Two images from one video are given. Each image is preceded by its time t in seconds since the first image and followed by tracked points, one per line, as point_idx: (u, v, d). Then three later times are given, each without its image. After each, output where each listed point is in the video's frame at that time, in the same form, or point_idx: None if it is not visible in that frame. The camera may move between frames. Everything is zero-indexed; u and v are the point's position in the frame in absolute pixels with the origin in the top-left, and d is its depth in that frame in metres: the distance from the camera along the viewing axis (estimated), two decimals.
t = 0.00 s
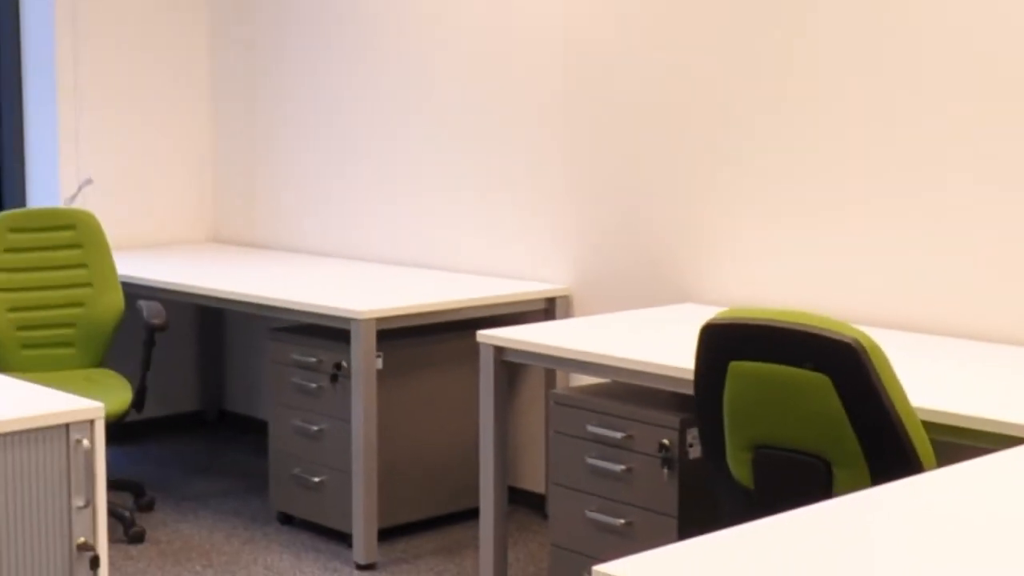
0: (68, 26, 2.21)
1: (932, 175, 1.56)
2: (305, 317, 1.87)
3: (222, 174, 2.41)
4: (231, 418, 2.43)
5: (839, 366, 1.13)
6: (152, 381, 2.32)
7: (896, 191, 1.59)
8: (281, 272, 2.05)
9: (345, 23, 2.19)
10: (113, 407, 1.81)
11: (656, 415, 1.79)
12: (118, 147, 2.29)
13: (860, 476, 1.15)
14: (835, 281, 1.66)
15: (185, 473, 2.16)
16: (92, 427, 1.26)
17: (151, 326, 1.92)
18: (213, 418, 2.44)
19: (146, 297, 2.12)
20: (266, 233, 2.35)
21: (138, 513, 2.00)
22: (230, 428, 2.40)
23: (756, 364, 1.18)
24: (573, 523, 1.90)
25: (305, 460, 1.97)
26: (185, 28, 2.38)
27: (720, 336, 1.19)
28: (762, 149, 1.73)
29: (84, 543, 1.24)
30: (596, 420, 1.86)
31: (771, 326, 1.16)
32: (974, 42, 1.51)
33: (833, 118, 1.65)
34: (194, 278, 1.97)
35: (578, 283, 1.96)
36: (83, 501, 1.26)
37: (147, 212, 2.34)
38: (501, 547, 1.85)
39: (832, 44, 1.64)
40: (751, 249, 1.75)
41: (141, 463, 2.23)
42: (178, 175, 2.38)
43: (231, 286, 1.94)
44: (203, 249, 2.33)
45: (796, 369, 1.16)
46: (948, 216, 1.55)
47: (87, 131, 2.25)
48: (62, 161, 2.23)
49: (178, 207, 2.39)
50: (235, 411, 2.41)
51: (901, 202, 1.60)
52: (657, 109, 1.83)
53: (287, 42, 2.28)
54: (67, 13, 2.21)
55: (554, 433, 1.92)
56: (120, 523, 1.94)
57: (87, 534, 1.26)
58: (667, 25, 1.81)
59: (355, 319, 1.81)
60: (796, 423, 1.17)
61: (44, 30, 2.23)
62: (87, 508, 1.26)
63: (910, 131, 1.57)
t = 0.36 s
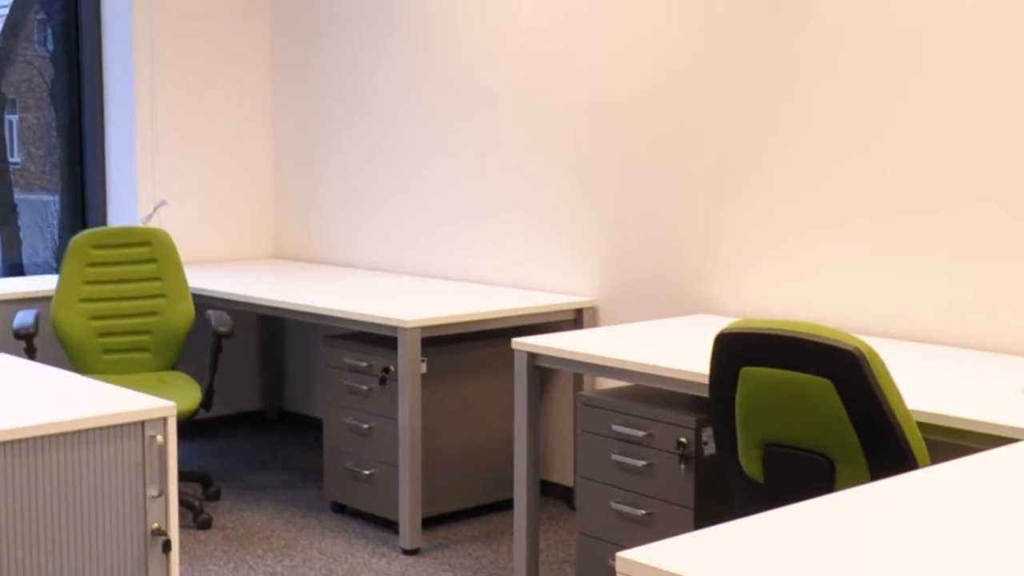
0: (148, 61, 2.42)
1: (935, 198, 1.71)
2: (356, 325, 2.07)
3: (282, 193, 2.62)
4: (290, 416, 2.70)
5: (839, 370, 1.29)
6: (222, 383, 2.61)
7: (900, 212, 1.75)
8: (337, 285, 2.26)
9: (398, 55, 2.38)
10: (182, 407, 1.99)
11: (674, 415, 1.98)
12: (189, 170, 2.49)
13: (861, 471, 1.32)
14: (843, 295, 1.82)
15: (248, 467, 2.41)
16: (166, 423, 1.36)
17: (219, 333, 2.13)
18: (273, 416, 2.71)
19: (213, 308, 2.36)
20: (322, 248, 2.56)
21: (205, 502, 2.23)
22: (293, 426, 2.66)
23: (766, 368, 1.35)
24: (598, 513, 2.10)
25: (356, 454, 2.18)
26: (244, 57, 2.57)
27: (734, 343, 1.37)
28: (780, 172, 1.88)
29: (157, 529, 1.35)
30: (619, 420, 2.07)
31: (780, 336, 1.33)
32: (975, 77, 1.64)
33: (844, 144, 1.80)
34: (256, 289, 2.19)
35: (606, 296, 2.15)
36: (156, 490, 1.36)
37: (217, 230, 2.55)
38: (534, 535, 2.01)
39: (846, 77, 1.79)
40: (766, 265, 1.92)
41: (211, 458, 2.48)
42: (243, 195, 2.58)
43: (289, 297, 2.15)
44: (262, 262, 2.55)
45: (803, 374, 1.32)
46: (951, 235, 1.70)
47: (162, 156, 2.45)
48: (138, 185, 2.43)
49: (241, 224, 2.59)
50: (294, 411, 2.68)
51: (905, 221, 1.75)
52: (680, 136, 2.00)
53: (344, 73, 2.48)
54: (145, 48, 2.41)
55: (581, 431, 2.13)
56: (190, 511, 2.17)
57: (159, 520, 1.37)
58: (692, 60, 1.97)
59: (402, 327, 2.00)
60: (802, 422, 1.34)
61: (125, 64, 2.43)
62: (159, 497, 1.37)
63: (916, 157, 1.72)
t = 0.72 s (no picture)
0: (216, 92, 2.65)
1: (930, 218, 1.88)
2: (401, 331, 2.30)
3: (335, 210, 2.87)
4: (342, 414, 2.99)
5: (837, 374, 1.50)
6: (281, 383, 2.91)
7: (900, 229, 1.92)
8: (386, 297, 2.51)
9: (443, 85, 2.61)
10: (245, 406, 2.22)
11: (687, 415, 2.21)
12: (251, 192, 2.73)
13: (854, 463, 1.53)
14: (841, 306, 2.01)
15: (303, 460, 2.69)
16: (231, 420, 1.50)
17: (279, 339, 2.38)
18: (325, 414, 3.00)
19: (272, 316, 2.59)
20: (372, 263, 2.81)
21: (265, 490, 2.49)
22: (347, 423, 2.95)
23: (770, 372, 1.58)
24: (618, 503, 2.33)
25: (401, 448, 2.43)
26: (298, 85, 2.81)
27: (742, 351, 1.61)
28: (789, 194, 2.07)
29: (223, 513, 1.49)
30: (637, 418, 2.30)
31: (783, 344, 1.56)
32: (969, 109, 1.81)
33: (848, 168, 1.98)
34: (313, 299, 2.45)
35: (627, 306, 2.36)
36: (222, 479, 1.51)
37: (276, 246, 2.79)
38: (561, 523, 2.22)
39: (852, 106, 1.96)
40: (773, 278, 2.11)
41: (273, 451, 2.77)
42: (299, 212, 2.83)
43: (341, 306, 2.40)
44: (315, 274, 2.81)
45: (804, 377, 1.55)
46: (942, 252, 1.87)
47: (227, 178, 2.68)
48: (207, 205, 2.66)
49: (297, 240, 2.83)
50: (346, 409, 2.97)
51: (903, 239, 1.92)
52: (699, 161, 2.20)
53: (392, 101, 2.72)
54: (212, 79, 2.64)
55: (603, 428, 2.37)
56: (252, 498, 2.43)
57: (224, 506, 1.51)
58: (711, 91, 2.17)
59: (442, 334, 2.23)
60: (802, 419, 1.57)
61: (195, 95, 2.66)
62: (225, 485, 1.51)
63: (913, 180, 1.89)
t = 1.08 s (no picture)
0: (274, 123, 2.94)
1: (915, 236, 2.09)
2: (437, 335, 2.57)
3: (378, 225, 3.16)
4: (385, 409, 3.34)
5: (831, 375, 1.72)
6: (331, 381, 3.26)
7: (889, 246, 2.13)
8: (425, 305, 2.80)
9: (477, 114, 2.89)
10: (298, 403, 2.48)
11: (695, 412, 2.47)
12: (303, 211, 3.02)
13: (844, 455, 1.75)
14: (835, 313, 2.23)
15: (351, 450, 3.01)
16: (286, 415, 1.62)
17: (330, 342, 2.67)
18: (370, 409, 3.35)
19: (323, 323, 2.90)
20: (412, 275, 3.11)
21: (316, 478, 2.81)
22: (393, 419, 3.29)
23: (771, 373, 1.81)
24: (633, 491, 2.60)
25: (438, 440, 2.72)
26: (343, 111, 3.10)
27: (745, 354, 1.85)
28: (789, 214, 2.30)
29: (278, 498, 1.62)
30: (650, 415, 2.57)
31: (782, 348, 1.79)
32: (951, 140, 2.01)
33: (843, 188, 2.19)
34: (360, 308, 2.74)
35: (642, 314, 2.62)
36: (278, 467, 1.64)
37: (325, 259, 3.08)
38: (580, 509, 2.50)
39: (846, 137, 2.18)
40: (771, 290, 2.34)
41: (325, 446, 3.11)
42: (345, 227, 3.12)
43: (386, 313, 2.70)
44: (362, 288, 3.10)
45: (802, 377, 1.77)
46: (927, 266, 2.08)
47: (283, 198, 2.98)
48: (266, 223, 2.96)
49: (344, 254, 3.13)
50: (389, 405, 3.32)
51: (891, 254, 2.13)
52: (707, 183, 2.44)
53: (431, 127, 3.01)
54: (270, 110, 2.93)
55: (618, 424, 2.65)
56: (305, 484, 2.74)
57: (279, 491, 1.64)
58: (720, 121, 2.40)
59: (475, 338, 2.48)
60: (802, 416, 1.78)
61: (255, 125, 2.95)
62: (280, 473, 1.64)
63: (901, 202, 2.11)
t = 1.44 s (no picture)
0: (324, 147, 3.27)
1: (897, 249, 2.31)
2: (468, 338, 2.87)
3: (417, 238, 3.51)
4: (422, 405, 3.72)
5: (822, 375, 1.97)
6: (374, 379, 3.66)
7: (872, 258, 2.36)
8: (458, 312, 3.14)
9: (506, 138, 3.22)
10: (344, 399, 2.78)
11: (699, 408, 2.78)
12: (349, 227, 3.35)
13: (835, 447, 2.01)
14: (825, 319, 2.46)
15: (391, 441, 3.38)
16: (334, 408, 1.86)
17: (372, 344, 2.98)
18: (408, 404, 3.74)
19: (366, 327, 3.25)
20: (446, 284, 3.46)
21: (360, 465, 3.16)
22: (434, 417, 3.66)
23: (769, 374, 2.07)
24: (644, 478, 2.92)
25: (470, 433, 3.05)
26: (384, 136, 3.43)
27: (743, 356, 2.13)
28: (783, 229, 2.54)
29: (327, 484, 1.85)
30: (659, 410, 2.89)
31: (776, 351, 2.06)
32: (932, 161, 2.22)
33: (833, 205, 2.42)
34: (399, 314, 3.06)
35: (651, 320, 2.91)
36: (326, 456, 1.86)
37: (367, 269, 3.42)
38: (595, 495, 2.81)
39: (834, 159, 2.41)
40: (768, 298, 2.59)
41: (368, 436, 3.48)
42: (388, 240, 3.46)
43: (422, 319, 3.02)
44: (402, 294, 3.44)
45: (795, 378, 2.03)
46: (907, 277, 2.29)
47: (332, 217, 3.31)
48: (316, 239, 3.30)
49: (386, 265, 3.48)
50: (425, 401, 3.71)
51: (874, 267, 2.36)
52: (710, 202, 2.70)
53: (465, 152, 3.34)
54: (319, 135, 3.26)
55: (631, 418, 2.98)
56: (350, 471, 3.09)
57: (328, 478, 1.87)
58: (721, 146, 2.66)
59: (502, 341, 2.78)
60: (796, 413, 2.05)
61: (307, 150, 3.29)
62: (329, 461, 1.86)
63: (884, 219, 2.33)
